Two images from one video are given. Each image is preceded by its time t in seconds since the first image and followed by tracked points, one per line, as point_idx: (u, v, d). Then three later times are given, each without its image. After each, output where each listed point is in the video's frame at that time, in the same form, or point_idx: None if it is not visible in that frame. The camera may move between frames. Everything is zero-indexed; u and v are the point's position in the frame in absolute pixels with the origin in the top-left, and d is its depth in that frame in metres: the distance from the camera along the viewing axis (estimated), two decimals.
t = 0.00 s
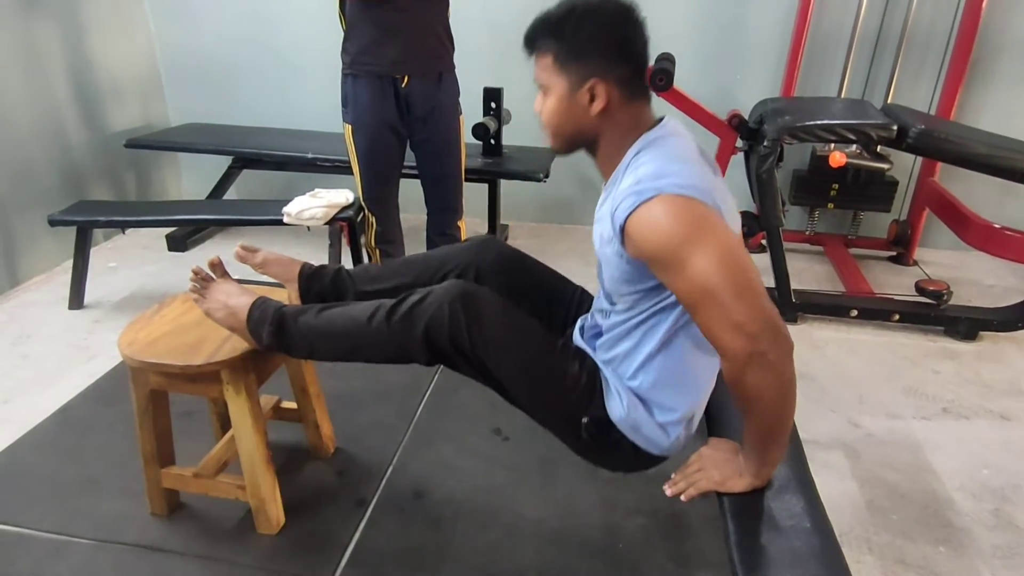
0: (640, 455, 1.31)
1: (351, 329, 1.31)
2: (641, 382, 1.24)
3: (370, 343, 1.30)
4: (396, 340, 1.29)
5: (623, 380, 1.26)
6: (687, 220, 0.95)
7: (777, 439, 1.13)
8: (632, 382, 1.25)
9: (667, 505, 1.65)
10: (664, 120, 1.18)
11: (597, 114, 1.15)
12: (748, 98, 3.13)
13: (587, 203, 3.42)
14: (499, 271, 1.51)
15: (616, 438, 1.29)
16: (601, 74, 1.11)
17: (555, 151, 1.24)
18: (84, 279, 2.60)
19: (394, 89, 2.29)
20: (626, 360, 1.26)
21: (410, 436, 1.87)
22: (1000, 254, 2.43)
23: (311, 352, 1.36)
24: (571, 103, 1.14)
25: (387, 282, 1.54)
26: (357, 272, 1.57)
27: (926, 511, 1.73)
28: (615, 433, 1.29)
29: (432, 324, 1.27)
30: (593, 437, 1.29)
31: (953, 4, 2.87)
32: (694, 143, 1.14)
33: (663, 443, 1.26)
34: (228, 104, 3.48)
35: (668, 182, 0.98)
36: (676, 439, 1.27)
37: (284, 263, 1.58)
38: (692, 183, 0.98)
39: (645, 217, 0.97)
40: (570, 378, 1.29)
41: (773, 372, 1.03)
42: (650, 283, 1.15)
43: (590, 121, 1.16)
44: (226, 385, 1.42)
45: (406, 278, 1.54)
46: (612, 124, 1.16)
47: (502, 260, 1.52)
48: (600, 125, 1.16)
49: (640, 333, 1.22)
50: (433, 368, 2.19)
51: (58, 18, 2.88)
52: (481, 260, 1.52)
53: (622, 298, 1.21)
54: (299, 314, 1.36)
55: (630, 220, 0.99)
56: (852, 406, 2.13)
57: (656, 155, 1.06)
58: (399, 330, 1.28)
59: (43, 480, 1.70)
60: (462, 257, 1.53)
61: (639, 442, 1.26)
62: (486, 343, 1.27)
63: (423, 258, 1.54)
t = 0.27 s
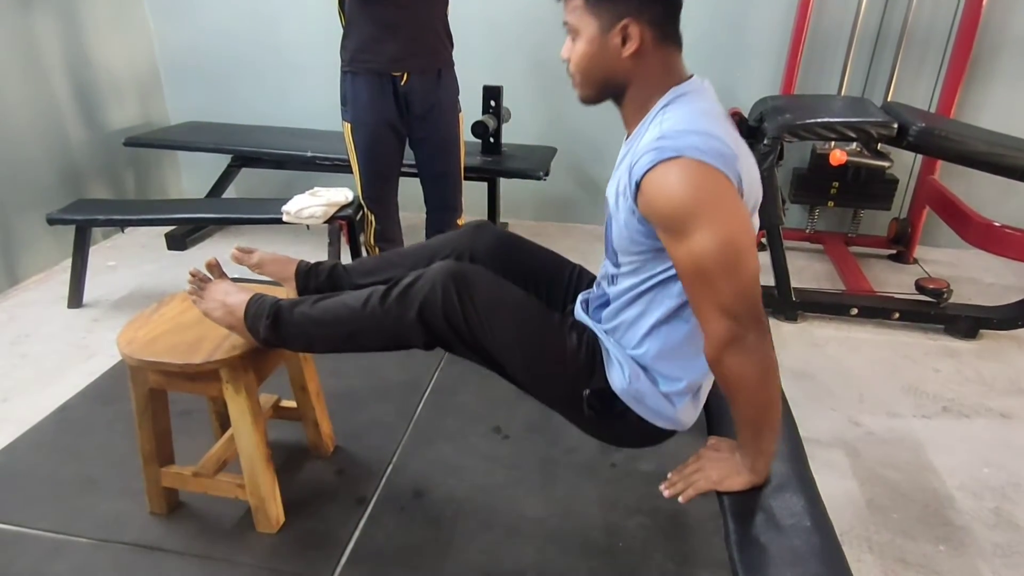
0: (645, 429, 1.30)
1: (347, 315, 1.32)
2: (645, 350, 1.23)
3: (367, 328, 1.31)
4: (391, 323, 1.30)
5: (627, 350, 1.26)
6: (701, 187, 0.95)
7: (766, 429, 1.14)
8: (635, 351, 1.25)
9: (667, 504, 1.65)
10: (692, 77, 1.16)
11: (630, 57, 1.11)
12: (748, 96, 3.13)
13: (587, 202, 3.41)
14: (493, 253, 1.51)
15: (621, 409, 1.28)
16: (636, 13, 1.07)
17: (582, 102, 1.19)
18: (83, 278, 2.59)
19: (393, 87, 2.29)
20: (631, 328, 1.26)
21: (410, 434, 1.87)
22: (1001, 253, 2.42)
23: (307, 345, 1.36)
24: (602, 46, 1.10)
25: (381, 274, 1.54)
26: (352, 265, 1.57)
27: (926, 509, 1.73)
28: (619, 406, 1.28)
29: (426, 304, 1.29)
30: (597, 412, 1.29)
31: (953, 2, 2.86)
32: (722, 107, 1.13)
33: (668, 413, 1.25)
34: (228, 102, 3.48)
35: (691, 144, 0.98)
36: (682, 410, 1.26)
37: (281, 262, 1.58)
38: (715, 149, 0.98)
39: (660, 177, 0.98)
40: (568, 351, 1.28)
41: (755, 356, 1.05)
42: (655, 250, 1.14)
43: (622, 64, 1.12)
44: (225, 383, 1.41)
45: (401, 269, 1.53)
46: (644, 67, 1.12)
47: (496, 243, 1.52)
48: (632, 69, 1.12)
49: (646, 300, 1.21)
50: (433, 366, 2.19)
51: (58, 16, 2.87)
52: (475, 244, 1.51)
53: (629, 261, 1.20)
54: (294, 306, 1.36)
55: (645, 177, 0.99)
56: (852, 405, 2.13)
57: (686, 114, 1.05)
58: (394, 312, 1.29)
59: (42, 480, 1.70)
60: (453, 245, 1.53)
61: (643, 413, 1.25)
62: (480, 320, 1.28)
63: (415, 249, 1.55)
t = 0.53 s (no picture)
0: (646, 416, 1.29)
1: (341, 309, 1.31)
2: (645, 335, 1.23)
3: (361, 321, 1.31)
4: (385, 315, 1.30)
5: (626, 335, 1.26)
6: (707, 177, 0.95)
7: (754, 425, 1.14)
8: (635, 336, 1.25)
9: (667, 503, 1.64)
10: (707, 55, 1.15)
11: (647, 27, 1.09)
12: (746, 95, 3.13)
13: (586, 200, 3.41)
14: (488, 244, 1.51)
15: (621, 395, 1.27)
16: None
17: (597, 75, 1.18)
18: (80, 277, 2.58)
19: (392, 85, 2.29)
20: (631, 313, 1.25)
21: (408, 433, 1.86)
22: (999, 251, 2.42)
23: (303, 339, 1.35)
24: (619, 16, 1.08)
25: (378, 268, 1.53)
26: (349, 261, 1.56)
27: (925, 507, 1.73)
28: (620, 390, 1.28)
29: (420, 294, 1.29)
30: (597, 399, 1.28)
31: None
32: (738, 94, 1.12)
33: (668, 398, 1.25)
34: (226, 100, 3.47)
35: (703, 131, 0.98)
36: (683, 395, 1.25)
37: (276, 261, 1.58)
38: (725, 139, 0.98)
39: (668, 163, 0.97)
40: (565, 337, 1.28)
41: (740, 352, 1.06)
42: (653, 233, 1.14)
43: (639, 35, 1.10)
44: (223, 383, 1.41)
45: (396, 263, 1.52)
46: (661, 38, 1.11)
47: (491, 232, 1.52)
48: (649, 40, 1.11)
49: (646, 285, 1.21)
50: (431, 365, 2.18)
51: (54, 14, 2.86)
52: (469, 234, 1.52)
53: (629, 242, 1.19)
54: (289, 302, 1.36)
55: (653, 160, 0.99)
56: (851, 403, 2.13)
57: (702, 100, 1.05)
58: (389, 304, 1.30)
59: (39, 479, 1.69)
60: (448, 235, 1.53)
61: (642, 398, 1.25)
62: (476, 308, 1.29)
63: (410, 242, 1.54)
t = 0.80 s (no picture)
0: (644, 413, 1.29)
1: (338, 310, 1.31)
2: (642, 333, 1.23)
3: (357, 321, 1.30)
4: (380, 315, 1.29)
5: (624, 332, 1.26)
6: (707, 176, 0.94)
7: (748, 426, 1.14)
8: (632, 333, 1.25)
9: (664, 502, 1.64)
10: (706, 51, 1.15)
11: (645, 23, 1.09)
12: (743, 94, 3.13)
13: (583, 200, 3.41)
14: (484, 241, 1.51)
15: (620, 394, 1.27)
16: None
17: (596, 72, 1.17)
18: (75, 278, 2.57)
19: (388, 85, 2.28)
20: (627, 311, 1.25)
21: (405, 434, 1.86)
22: (994, 250, 2.43)
23: (300, 342, 1.35)
24: (618, 12, 1.08)
25: (375, 268, 1.53)
26: (344, 261, 1.56)
27: (921, 506, 1.73)
28: (619, 389, 1.27)
29: (417, 294, 1.29)
30: (596, 398, 1.27)
31: None
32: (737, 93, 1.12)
33: (668, 395, 1.24)
34: (222, 100, 3.46)
35: (703, 129, 0.97)
36: (683, 392, 1.25)
37: (272, 262, 1.57)
38: (726, 137, 0.97)
39: (668, 161, 0.97)
40: (564, 335, 1.29)
41: (736, 353, 1.05)
42: (650, 231, 1.14)
43: (638, 30, 1.09)
44: (220, 385, 1.40)
45: (393, 262, 1.52)
46: (660, 34, 1.11)
47: (487, 230, 1.51)
48: (648, 36, 1.11)
49: (643, 282, 1.21)
50: (428, 365, 2.18)
51: (49, 14, 2.85)
52: (464, 232, 1.51)
53: (625, 241, 1.19)
54: (285, 303, 1.35)
55: (653, 158, 0.99)
56: (847, 402, 2.13)
57: (701, 98, 1.04)
58: (385, 305, 1.29)
59: (34, 481, 1.69)
60: (443, 234, 1.53)
61: (641, 396, 1.25)
62: (472, 307, 1.29)
63: (404, 242, 1.54)
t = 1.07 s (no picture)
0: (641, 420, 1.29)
1: (335, 314, 1.30)
2: (641, 340, 1.23)
3: (354, 326, 1.30)
4: (377, 319, 1.29)
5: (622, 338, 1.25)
6: (706, 177, 0.94)
7: (753, 427, 1.13)
8: (631, 340, 1.24)
9: (662, 504, 1.64)
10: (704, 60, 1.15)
11: (637, 32, 1.08)
12: (738, 95, 3.13)
13: (579, 201, 3.41)
14: (481, 246, 1.50)
15: (618, 399, 1.27)
16: None
17: (591, 82, 1.17)
18: (68, 281, 2.56)
19: (383, 86, 2.27)
20: (626, 318, 1.25)
21: (401, 437, 1.85)
22: (989, 250, 2.43)
23: (297, 346, 1.34)
24: (610, 21, 1.08)
25: (372, 270, 1.52)
26: (340, 264, 1.55)
27: (919, 506, 1.73)
28: (616, 395, 1.28)
29: (414, 298, 1.28)
30: (594, 402, 1.28)
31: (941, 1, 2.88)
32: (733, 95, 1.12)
33: (666, 402, 1.24)
34: (216, 102, 3.45)
35: (700, 130, 0.97)
36: (680, 400, 1.25)
37: (267, 264, 1.55)
38: (722, 138, 0.97)
39: (667, 164, 0.97)
40: (562, 338, 1.28)
41: (740, 352, 1.05)
42: (649, 235, 1.13)
43: (630, 40, 1.09)
44: (215, 387, 1.39)
45: (390, 265, 1.52)
46: (652, 43, 1.10)
47: (484, 235, 1.50)
48: (640, 45, 1.10)
49: (641, 290, 1.21)
50: (425, 368, 2.17)
51: (41, 15, 2.84)
52: (462, 237, 1.51)
53: (624, 249, 1.19)
54: (281, 306, 1.34)
55: (651, 162, 0.98)
56: (844, 402, 2.13)
57: (696, 100, 1.04)
58: (382, 310, 1.28)
59: (27, 485, 1.67)
60: (440, 238, 1.52)
61: (639, 403, 1.24)
62: (469, 311, 1.29)
63: (402, 246, 1.54)
